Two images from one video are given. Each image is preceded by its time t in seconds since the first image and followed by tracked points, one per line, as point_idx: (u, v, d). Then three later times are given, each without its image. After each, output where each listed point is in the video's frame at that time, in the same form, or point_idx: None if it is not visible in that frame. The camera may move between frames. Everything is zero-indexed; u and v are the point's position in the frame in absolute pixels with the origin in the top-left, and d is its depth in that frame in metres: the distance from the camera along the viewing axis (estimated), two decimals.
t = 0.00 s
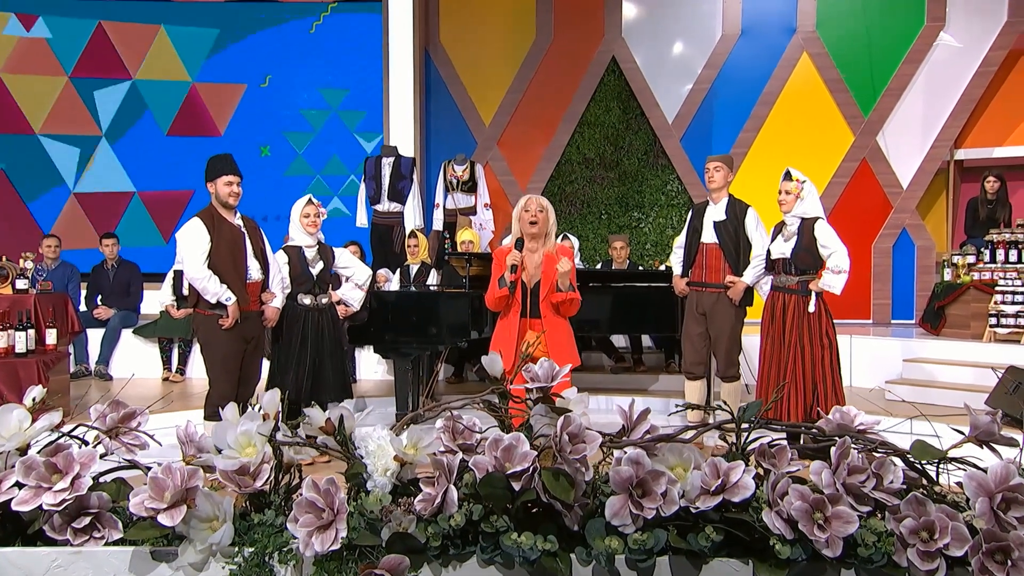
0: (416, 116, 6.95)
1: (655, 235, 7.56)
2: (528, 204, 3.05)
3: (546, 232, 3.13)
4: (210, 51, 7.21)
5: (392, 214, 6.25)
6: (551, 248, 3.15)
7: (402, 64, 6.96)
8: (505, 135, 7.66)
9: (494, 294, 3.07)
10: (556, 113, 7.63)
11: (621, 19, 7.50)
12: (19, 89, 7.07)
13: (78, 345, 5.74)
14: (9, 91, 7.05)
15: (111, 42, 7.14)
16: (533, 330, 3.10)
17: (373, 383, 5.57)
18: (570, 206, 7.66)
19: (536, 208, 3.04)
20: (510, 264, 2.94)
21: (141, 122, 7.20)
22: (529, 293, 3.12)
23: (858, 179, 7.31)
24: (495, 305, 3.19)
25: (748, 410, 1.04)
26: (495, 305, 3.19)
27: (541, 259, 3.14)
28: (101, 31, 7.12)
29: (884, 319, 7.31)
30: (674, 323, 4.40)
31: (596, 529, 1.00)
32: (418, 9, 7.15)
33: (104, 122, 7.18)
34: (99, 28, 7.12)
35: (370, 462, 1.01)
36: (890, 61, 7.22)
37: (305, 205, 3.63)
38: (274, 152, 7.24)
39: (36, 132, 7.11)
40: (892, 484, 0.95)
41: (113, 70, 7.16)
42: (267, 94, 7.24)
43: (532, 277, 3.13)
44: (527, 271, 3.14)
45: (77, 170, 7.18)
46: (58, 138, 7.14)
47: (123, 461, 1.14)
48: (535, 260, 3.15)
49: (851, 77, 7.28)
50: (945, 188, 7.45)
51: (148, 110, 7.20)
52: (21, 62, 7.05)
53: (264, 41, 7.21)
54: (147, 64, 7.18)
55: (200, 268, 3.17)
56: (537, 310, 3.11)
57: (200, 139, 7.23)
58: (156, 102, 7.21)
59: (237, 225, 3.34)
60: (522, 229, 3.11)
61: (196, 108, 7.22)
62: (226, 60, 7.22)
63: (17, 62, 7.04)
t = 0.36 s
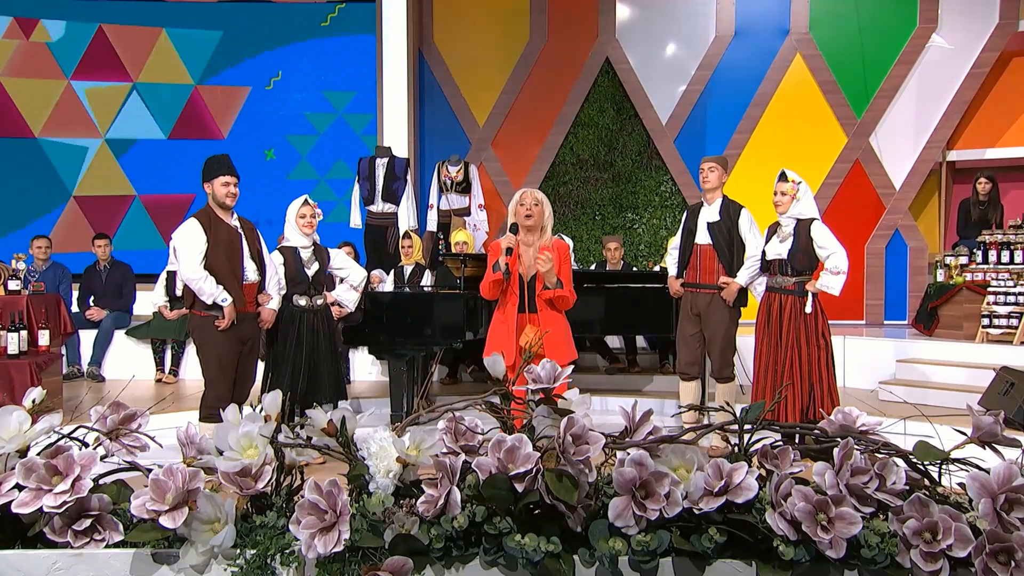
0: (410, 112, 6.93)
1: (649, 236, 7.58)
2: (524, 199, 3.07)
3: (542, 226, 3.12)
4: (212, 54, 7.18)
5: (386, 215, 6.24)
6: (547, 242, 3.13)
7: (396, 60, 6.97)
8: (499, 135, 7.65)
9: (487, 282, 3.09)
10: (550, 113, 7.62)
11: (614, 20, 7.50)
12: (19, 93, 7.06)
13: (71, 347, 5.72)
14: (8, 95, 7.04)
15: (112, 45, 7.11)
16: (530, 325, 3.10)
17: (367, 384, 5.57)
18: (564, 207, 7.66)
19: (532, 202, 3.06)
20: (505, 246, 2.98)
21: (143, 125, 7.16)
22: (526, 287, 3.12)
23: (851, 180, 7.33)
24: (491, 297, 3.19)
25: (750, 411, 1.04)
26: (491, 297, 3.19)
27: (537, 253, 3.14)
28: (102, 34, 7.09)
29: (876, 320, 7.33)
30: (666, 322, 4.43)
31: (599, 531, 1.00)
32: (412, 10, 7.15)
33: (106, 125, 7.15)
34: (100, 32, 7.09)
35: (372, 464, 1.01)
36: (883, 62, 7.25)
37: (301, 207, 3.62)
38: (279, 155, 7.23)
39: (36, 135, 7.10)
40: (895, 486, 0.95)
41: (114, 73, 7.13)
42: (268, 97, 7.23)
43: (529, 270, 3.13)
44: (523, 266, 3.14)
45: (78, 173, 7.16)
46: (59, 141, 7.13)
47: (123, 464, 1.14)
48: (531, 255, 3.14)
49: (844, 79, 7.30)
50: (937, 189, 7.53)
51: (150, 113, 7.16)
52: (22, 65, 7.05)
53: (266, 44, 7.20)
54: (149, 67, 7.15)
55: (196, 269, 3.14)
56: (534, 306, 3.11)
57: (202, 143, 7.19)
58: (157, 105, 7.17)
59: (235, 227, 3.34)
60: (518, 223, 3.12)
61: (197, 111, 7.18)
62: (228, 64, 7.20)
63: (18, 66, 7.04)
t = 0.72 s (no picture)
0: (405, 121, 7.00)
1: (643, 237, 7.59)
2: (520, 199, 3.07)
3: (540, 227, 3.14)
4: (214, 54, 7.17)
5: (380, 215, 6.24)
6: (546, 244, 3.15)
7: (389, 62, 7.00)
8: (493, 136, 7.64)
9: (485, 280, 3.08)
10: (543, 114, 7.62)
11: (608, 21, 7.51)
12: (19, 95, 7.00)
13: (63, 347, 5.69)
14: (9, 96, 6.98)
15: (112, 46, 7.09)
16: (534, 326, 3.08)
17: (362, 385, 5.56)
18: (558, 208, 7.67)
19: (529, 202, 3.07)
20: (504, 246, 2.96)
21: (145, 126, 7.15)
22: (529, 289, 3.10)
23: (844, 181, 7.35)
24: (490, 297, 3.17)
25: (755, 412, 1.04)
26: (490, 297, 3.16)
27: (537, 254, 3.13)
28: (103, 35, 7.07)
29: (869, 320, 7.35)
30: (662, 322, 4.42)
31: (605, 532, 1.00)
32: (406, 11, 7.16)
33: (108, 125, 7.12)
34: (100, 32, 7.07)
35: (377, 465, 1.01)
36: (875, 64, 7.27)
37: (298, 208, 3.62)
38: (284, 156, 7.24)
39: (36, 135, 7.03)
40: (901, 486, 0.96)
41: (115, 73, 7.11)
42: (274, 97, 7.23)
43: (529, 271, 3.11)
44: (523, 267, 3.12)
45: (78, 174, 7.11)
46: (61, 141, 7.07)
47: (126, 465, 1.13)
48: (531, 256, 3.14)
49: (837, 80, 7.33)
50: (930, 190, 7.57)
51: (152, 113, 7.15)
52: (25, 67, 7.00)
53: (267, 44, 7.19)
54: (149, 68, 7.14)
55: (192, 270, 3.12)
56: (536, 307, 3.10)
57: (206, 143, 7.21)
58: (160, 105, 7.17)
59: (231, 227, 3.32)
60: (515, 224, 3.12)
61: (200, 111, 7.20)
62: (229, 63, 7.20)
63: (19, 66, 6.98)
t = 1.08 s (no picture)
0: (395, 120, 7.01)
1: (634, 237, 7.60)
2: (519, 200, 3.09)
3: (538, 228, 3.15)
4: (216, 51, 7.17)
5: (371, 215, 6.23)
6: (546, 244, 3.18)
7: (379, 63, 7.04)
8: (484, 136, 7.64)
9: (485, 280, 3.02)
10: (534, 114, 7.62)
11: (599, 21, 7.51)
12: (11, 92, 6.95)
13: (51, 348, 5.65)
14: None
15: (111, 43, 7.05)
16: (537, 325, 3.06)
17: (353, 386, 5.55)
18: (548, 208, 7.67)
19: (526, 203, 3.10)
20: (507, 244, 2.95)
21: (144, 124, 7.11)
22: (531, 287, 3.09)
23: (834, 181, 7.39)
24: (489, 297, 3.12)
25: (758, 412, 1.04)
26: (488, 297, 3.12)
27: (537, 253, 3.16)
28: (101, 30, 7.03)
29: (859, 320, 7.38)
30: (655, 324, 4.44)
31: (610, 532, 1.00)
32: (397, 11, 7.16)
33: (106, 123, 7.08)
34: (96, 29, 7.02)
35: (380, 465, 1.01)
36: (865, 65, 7.31)
37: (290, 207, 3.60)
38: (291, 157, 7.22)
39: (27, 134, 6.99)
40: (904, 486, 0.96)
41: (114, 70, 7.07)
42: (283, 94, 7.23)
43: (531, 270, 3.12)
44: (524, 266, 3.13)
45: (73, 174, 7.07)
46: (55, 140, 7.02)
47: (125, 466, 1.12)
48: (530, 255, 3.15)
49: (827, 81, 7.36)
50: (919, 190, 7.63)
51: (151, 110, 7.12)
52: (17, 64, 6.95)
53: (268, 43, 7.20)
54: (147, 64, 7.11)
55: (184, 270, 3.13)
56: (540, 306, 3.10)
57: (206, 140, 7.17)
58: (159, 103, 7.13)
59: (224, 227, 3.31)
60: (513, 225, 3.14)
61: (201, 109, 7.16)
62: (229, 62, 7.19)
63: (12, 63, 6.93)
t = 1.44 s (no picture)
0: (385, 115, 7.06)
1: (626, 237, 7.61)
2: (518, 200, 3.07)
3: (536, 227, 3.14)
4: (227, 45, 7.14)
5: (363, 215, 6.21)
6: (545, 245, 3.18)
7: (371, 62, 7.06)
8: (477, 136, 7.63)
9: (483, 279, 3.00)
10: (526, 113, 7.61)
11: (591, 21, 7.52)
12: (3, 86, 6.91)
13: (40, 350, 5.62)
14: None
15: (112, 37, 7.01)
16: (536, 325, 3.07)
17: (345, 386, 5.54)
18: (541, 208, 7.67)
19: (525, 203, 3.07)
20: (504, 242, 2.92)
21: (149, 122, 7.09)
22: (531, 288, 3.09)
23: (826, 182, 7.41)
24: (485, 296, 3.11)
25: (765, 413, 1.04)
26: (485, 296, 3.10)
27: (537, 252, 3.16)
28: (100, 20, 7.00)
29: (851, 321, 7.40)
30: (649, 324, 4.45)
31: (617, 534, 1.00)
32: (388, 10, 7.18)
33: (105, 121, 7.04)
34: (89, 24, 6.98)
35: (385, 467, 1.00)
36: (857, 66, 7.33)
37: (284, 209, 3.60)
38: (313, 160, 7.27)
39: (14, 134, 6.92)
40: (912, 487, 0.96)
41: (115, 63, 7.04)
42: (304, 87, 7.23)
43: (530, 270, 3.12)
44: (524, 265, 3.13)
45: (68, 173, 7.02)
46: (41, 139, 6.96)
47: (128, 468, 1.12)
48: (529, 254, 3.15)
49: (820, 82, 7.38)
50: (910, 190, 7.66)
51: (153, 104, 7.09)
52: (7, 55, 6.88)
53: (272, 41, 7.18)
54: (149, 56, 7.07)
55: (178, 270, 3.10)
56: (540, 306, 3.10)
57: (211, 139, 7.14)
58: (163, 101, 7.11)
59: (217, 227, 3.29)
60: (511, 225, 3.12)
61: (207, 104, 7.14)
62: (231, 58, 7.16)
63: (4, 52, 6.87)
